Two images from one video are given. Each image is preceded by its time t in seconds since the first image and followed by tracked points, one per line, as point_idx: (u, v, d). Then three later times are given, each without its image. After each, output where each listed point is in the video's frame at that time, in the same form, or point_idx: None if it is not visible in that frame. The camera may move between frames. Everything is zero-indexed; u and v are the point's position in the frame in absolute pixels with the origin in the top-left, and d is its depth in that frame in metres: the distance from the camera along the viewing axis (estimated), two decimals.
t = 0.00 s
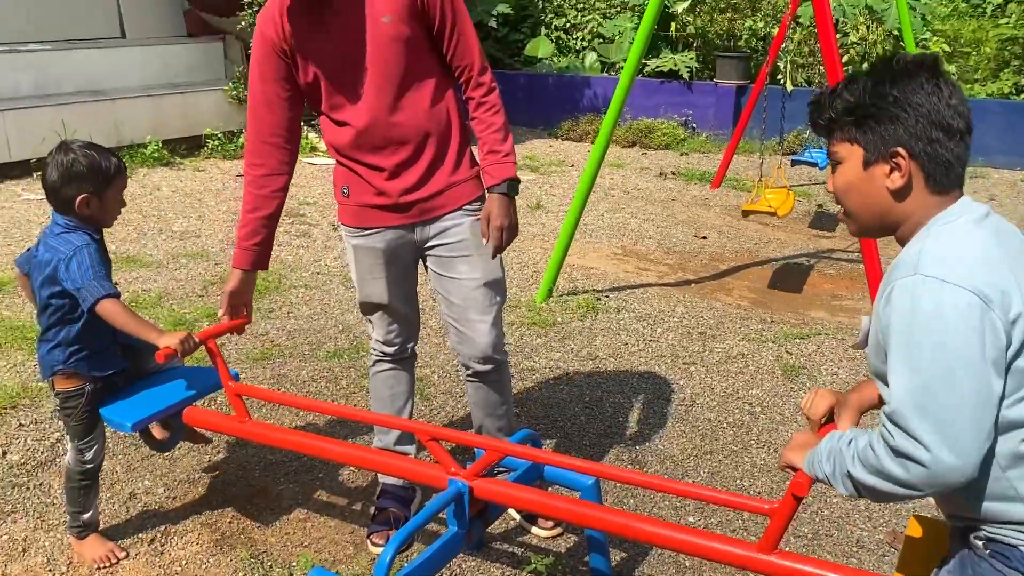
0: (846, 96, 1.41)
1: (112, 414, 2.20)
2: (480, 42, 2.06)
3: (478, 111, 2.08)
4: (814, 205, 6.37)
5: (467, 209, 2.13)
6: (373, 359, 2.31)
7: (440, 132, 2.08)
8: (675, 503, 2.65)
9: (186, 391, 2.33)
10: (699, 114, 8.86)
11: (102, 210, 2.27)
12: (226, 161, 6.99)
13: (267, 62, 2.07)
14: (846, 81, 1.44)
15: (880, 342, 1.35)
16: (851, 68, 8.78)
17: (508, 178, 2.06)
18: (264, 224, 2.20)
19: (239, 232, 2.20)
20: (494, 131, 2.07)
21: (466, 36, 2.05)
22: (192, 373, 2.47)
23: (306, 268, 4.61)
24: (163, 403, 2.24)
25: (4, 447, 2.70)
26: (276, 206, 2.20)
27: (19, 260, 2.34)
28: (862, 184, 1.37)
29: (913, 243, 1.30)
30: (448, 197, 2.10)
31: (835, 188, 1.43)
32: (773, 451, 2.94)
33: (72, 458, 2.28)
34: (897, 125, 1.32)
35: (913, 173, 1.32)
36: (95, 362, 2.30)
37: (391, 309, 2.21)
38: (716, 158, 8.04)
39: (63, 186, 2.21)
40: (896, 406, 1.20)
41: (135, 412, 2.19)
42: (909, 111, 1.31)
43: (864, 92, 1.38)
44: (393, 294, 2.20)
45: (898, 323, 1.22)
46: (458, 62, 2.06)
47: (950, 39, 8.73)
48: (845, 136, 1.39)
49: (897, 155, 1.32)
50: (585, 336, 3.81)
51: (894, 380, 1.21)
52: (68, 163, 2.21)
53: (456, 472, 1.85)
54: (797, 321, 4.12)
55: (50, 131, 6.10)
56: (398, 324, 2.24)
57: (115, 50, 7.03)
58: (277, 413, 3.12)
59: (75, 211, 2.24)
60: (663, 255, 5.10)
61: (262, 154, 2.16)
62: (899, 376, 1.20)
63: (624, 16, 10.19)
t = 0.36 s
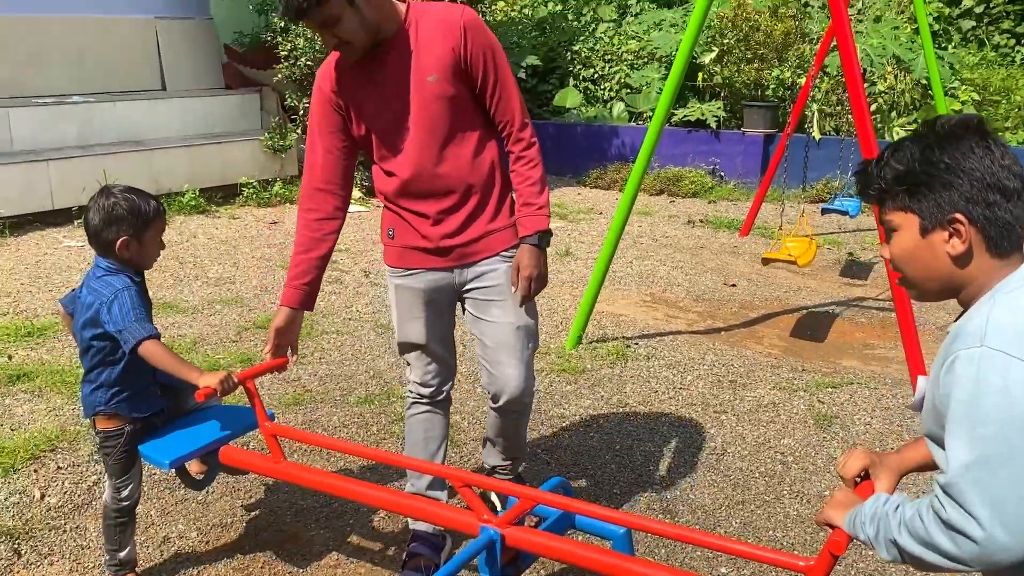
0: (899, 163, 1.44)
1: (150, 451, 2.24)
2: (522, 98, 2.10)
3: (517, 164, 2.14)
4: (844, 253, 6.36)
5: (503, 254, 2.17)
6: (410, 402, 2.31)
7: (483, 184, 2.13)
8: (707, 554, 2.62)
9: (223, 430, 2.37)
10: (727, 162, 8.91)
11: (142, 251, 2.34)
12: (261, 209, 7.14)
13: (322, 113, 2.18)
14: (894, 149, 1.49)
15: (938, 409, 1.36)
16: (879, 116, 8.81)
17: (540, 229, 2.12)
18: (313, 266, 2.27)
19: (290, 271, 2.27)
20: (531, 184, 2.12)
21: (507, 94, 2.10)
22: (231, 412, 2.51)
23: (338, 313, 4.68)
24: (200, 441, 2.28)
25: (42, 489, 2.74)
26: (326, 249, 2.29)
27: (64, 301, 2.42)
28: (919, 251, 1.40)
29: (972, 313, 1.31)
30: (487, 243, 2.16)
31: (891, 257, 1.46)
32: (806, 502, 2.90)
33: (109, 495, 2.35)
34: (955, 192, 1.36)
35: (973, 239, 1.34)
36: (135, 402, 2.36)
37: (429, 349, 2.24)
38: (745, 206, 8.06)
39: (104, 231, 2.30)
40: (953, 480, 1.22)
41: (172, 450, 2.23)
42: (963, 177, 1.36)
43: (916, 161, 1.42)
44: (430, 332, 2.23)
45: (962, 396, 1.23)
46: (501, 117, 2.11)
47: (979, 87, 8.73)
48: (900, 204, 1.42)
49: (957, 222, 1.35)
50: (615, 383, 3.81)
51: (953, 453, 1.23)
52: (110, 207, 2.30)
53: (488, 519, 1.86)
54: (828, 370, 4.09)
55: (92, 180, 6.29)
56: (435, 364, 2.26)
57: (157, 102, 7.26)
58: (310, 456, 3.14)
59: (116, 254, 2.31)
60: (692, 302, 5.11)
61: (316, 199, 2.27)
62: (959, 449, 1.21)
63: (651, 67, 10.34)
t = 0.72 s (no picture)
0: (940, 215, 1.46)
1: (158, 488, 2.26)
2: (516, 213, 2.24)
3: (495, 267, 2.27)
4: (854, 294, 6.37)
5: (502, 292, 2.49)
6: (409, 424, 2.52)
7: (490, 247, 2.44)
8: None
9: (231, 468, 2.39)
10: (736, 203, 8.96)
11: (153, 291, 2.38)
12: (274, 249, 7.21)
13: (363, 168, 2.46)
14: (934, 199, 1.50)
15: (977, 475, 1.36)
16: (888, 157, 8.85)
17: (488, 340, 2.23)
18: (342, 294, 2.52)
19: (319, 292, 2.52)
20: (499, 294, 2.24)
21: (506, 203, 2.25)
22: (239, 450, 2.54)
23: (350, 354, 4.70)
24: (208, 478, 2.30)
25: (54, 531, 2.75)
26: (355, 282, 2.54)
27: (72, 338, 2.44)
28: (960, 305, 1.42)
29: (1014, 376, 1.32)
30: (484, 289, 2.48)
31: (929, 309, 1.49)
32: (819, 547, 2.88)
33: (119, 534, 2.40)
34: (999, 249, 1.37)
35: (1017, 296, 1.36)
36: (143, 442, 2.38)
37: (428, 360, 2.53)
38: (755, 246, 8.08)
39: (117, 268, 2.33)
40: (994, 547, 1.25)
41: (181, 487, 2.25)
42: (1007, 234, 1.37)
43: (957, 214, 1.44)
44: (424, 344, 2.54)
45: (1007, 466, 1.24)
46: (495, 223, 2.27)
47: (987, 128, 8.77)
48: (941, 257, 1.44)
49: (1000, 279, 1.37)
50: (625, 425, 3.80)
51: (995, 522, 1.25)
52: (123, 246, 2.34)
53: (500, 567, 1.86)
54: (840, 413, 4.08)
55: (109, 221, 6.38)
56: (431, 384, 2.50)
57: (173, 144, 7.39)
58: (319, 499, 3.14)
59: (127, 292, 2.35)
60: (703, 343, 5.11)
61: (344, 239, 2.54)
62: (1001, 520, 1.24)
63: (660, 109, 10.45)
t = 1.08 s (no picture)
0: (965, 259, 1.47)
1: (153, 496, 2.26)
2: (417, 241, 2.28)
3: (392, 283, 2.31)
4: (854, 314, 6.38)
5: (475, 295, 2.60)
6: (368, 433, 2.68)
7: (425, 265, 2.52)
8: None
9: (224, 475, 2.39)
10: (737, 224, 8.98)
11: (148, 297, 2.38)
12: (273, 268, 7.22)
13: (300, 207, 2.54)
14: (957, 242, 1.51)
15: (1003, 523, 1.39)
16: (887, 179, 8.88)
17: (357, 348, 2.29)
18: (249, 321, 2.59)
19: (226, 315, 2.60)
20: (384, 308, 2.29)
21: (420, 225, 2.28)
22: (231, 457, 2.55)
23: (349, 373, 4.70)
24: (202, 486, 2.31)
25: (50, 550, 2.73)
26: (265, 312, 2.61)
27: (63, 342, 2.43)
28: (988, 351, 1.43)
29: None
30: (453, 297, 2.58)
31: (956, 352, 1.50)
32: (822, 569, 2.86)
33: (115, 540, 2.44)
34: None
35: None
36: (135, 451, 2.39)
37: (383, 377, 2.63)
38: (754, 267, 8.10)
39: (112, 274, 2.33)
40: None
41: (176, 494, 2.26)
42: None
43: (982, 258, 1.44)
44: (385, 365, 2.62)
45: None
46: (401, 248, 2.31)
47: (986, 150, 8.81)
48: (968, 301, 1.45)
49: None
50: (626, 445, 3.79)
51: None
52: (120, 251, 2.33)
53: None
54: (840, 433, 4.07)
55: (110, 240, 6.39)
56: (385, 402, 2.62)
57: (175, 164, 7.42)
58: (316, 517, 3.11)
59: (122, 298, 2.35)
60: (703, 363, 5.11)
61: (284, 274, 2.62)
62: None
63: (660, 129, 10.50)
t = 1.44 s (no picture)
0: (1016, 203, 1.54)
1: (148, 515, 2.27)
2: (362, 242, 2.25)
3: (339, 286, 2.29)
4: (854, 321, 6.37)
5: (449, 295, 2.60)
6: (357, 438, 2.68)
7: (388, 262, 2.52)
8: None
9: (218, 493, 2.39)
10: (736, 231, 8.98)
11: (133, 319, 2.37)
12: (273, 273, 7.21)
13: (262, 214, 2.54)
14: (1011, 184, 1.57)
15: (1016, 471, 1.38)
16: (887, 186, 8.89)
17: (323, 368, 2.27)
18: (218, 332, 2.60)
19: (194, 327, 2.59)
20: (337, 314, 2.26)
21: (363, 226, 2.25)
22: (222, 473, 2.54)
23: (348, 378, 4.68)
24: (195, 505, 2.31)
25: (47, 555, 2.71)
26: (231, 323, 2.62)
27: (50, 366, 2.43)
28: None
29: None
30: (426, 298, 2.58)
31: (992, 294, 1.55)
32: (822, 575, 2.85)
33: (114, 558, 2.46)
34: None
35: None
36: (127, 471, 2.39)
37: (365, 383, 2.63)
38: (754, 274, 8.10)
39: (97, 297, 2.31)
40: None
41: (170, 514, 2.26)
42: None
43: None
44: (370, 372, 2.63)
45: None
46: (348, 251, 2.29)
47: (985, 158, 8.82)
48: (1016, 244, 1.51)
49: None
50: (625, 451, 3.77)
51: None
52: (104, 274, 2.32)
53: None
54: (841, 440, 4.06)
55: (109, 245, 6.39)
56: (371, 405, 2.62)
57: (174, 169, 7.42)
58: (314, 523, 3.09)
59: (108, 321, 2.34)
60: (703, 369, 5.10)
61: (251, 282, 2.62)
62: None
63: (660, 136, 10.50)
